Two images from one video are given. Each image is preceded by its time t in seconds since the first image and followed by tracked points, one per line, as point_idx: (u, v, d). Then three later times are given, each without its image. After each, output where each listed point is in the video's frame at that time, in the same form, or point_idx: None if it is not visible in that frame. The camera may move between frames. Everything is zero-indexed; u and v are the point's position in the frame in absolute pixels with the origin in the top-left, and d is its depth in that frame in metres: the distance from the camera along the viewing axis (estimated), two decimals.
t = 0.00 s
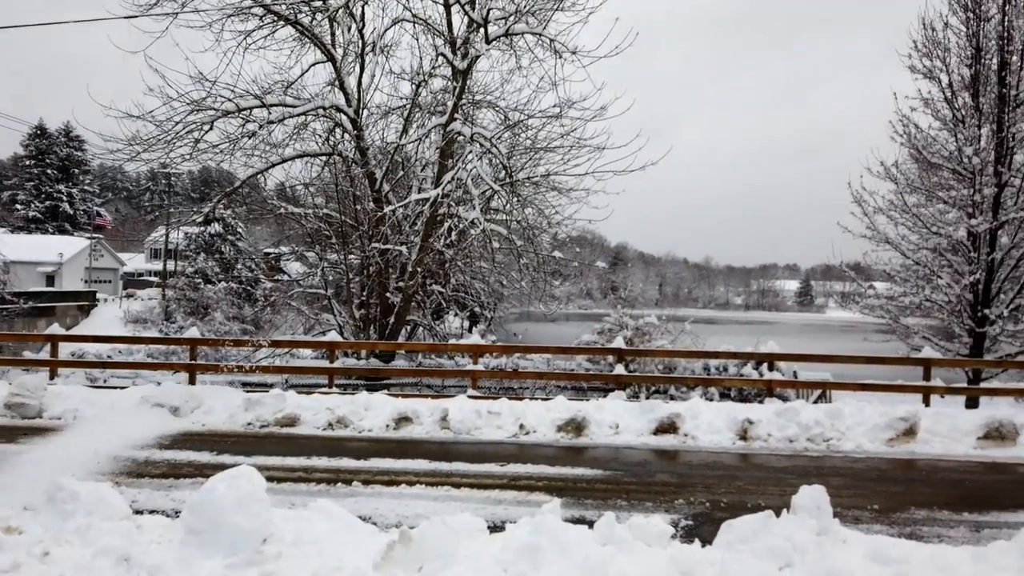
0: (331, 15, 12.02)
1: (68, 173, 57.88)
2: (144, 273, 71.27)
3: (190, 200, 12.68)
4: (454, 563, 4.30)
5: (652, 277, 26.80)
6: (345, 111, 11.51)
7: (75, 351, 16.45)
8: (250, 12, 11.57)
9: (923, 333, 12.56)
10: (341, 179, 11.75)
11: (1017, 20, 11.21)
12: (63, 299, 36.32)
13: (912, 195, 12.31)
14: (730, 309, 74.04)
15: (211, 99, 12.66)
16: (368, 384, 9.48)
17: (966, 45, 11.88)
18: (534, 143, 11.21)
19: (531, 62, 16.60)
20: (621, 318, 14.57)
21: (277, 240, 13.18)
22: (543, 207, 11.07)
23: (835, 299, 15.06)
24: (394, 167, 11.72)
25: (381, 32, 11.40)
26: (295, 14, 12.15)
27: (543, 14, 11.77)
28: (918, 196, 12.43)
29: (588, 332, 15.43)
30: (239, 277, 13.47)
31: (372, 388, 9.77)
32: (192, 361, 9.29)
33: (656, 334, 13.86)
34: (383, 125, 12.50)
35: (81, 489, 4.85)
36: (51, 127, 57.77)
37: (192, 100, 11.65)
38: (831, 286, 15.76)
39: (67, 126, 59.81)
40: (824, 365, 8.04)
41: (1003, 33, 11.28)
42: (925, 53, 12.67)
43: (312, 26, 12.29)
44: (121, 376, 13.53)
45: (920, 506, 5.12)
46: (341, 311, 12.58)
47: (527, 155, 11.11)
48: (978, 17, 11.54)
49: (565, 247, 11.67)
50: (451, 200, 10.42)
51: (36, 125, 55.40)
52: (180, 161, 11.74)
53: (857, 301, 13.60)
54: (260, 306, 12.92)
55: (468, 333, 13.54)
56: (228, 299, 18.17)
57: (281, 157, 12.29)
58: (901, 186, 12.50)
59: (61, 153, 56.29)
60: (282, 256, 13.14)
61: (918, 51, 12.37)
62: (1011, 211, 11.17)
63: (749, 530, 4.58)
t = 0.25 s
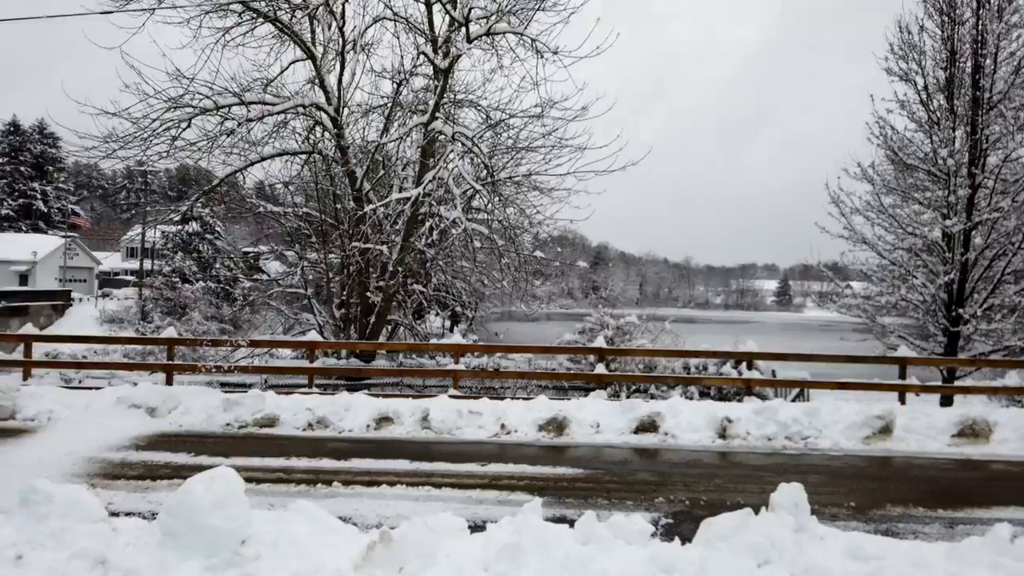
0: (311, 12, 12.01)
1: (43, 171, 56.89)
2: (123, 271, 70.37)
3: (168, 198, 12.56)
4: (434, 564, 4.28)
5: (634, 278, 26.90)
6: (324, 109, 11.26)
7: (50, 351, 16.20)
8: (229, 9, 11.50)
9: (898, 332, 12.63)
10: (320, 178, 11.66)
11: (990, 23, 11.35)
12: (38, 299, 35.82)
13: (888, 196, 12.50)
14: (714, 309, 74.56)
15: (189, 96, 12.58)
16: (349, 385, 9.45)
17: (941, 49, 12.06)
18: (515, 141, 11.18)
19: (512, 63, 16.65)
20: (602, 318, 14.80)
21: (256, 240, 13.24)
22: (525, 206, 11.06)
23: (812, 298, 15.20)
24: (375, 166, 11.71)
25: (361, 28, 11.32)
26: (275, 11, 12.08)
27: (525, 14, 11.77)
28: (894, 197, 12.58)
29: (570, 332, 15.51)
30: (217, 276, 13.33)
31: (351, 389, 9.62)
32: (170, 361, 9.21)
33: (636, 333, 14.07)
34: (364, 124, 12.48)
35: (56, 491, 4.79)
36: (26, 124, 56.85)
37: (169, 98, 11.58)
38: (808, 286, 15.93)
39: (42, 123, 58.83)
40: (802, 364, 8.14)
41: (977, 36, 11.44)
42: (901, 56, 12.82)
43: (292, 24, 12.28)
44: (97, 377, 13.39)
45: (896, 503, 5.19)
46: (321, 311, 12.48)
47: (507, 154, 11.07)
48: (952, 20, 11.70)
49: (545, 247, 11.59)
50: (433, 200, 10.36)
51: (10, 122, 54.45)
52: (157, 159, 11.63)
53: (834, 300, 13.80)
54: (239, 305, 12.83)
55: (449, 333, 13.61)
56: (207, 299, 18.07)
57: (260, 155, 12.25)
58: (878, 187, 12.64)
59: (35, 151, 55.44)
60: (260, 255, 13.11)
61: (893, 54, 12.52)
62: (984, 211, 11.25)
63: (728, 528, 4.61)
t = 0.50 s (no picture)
0: (287, 10, 11.90)
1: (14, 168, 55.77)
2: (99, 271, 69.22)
3: (141, 196, 12.39)
4: (412, 564, 4.27)
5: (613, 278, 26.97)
6: (302, 107, 11.35)
7: (18, 352, 15.87)
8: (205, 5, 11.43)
9: (872, 331, 12.79)
10: (297, 176, 11.64)
11: (960, 27, 11.47)
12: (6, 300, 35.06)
13: (861, 196, 12.57)
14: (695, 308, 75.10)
15: (163, 93, 12.44)
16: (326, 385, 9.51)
17: (913, 52, 12.08)
18: (495, 141, 11.29)
19: (490, 63, 16.69)
20: (580, 317, 14.89)
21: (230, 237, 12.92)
22: (503, 206, 11.09)
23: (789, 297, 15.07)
24: (352, 165, 11.84)
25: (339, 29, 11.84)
26: (251, 8, 12.01)
27: (503, 14, 11.82)
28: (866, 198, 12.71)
29: (548, 331, 15.57)
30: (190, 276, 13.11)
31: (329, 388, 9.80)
32: (144, 361, 9.10)
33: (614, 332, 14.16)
34: (342, 122, 12.42)
35: (25, 495, 4.71)
36: None
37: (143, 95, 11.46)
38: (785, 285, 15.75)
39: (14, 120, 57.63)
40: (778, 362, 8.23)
41: (947, 40, 11.52)
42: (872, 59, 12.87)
43: (268, 21, 12.22)
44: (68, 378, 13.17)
45: (869, 499, 5.27)
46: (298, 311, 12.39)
47: (489, 154, 11.27)
48: (923, 24, 11.75)
49: (524, 246, 11.57)
50: (411, 199, 10.86)
51: None
52: (130, 156, 11.48)
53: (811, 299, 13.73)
54: (214, 305, 12.70)
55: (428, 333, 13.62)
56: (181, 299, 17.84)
57: (236, 153, 12.19)
58: (852, 188, 12.73)
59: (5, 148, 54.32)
60: (235, 254, 12.56)
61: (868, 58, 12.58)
62: (954, 212, 11.35)
63: (705, 525, 4.65)
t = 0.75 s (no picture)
0: (265, 6, 11.81)
1: None
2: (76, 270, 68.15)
3: (116, 194, 12.22)
4: (392, 564, 4.26)
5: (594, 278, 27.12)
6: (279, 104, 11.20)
7: None
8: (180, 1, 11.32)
9: (848, 329, 12.94)
10: (275, 174, 11.57)
11: (933, 30, 11.49)
12: None
13: (838, 197, 12.63)
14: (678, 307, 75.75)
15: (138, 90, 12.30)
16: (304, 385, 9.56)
17: (889, 54, 12.16)
18: (475, 140, 11.37)
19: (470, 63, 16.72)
20: (560, 316, 14.96)
21: (209, 236, 12.90)
22: (484, 205, 11.04)
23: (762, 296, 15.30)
24: (332, 163, 11.68)
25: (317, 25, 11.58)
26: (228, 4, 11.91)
27: (483, 13, 11.84)
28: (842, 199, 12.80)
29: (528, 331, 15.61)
30: (166, 275, 12.95)
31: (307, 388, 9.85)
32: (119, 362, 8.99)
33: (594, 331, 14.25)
34: (320, 120, 12.36)
35: None
36: None
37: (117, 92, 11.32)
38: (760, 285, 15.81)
39: None
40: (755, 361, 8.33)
41: (921, 43, 11.55)
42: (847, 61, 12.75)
43: (246, 17, 12.12)
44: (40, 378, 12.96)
45: (845, 497, 5.33)
46: (276, 311, 12.28)
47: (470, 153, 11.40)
48: (898, 27, 11.74)
49: (505, 246, 11.69)
50: (390, 198, 10.24)
51: None
52: (104, 154, 11.31)
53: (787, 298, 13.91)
54: (191, 304, 12.55)
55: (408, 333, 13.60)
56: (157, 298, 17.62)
57: (212, 151, 12.07)
58: (828, 188, 12.73)
59: None
60: (212, 253, 12.64)
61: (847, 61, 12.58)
62: (929, 213, 11.46)
63: (684, 523, 4.68)
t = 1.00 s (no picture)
0: (244, 4, 11.72)
1: None
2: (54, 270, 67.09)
3: (92, 193, 12.06)
4: (374, 565, 4.25)
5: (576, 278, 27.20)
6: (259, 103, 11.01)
7: None
8: None
9: (825, 328, 13.02)
10: (255, 173, 11.47)
11: (910, 33, 11.65)
12: None
13: (815, 197, 12.77)
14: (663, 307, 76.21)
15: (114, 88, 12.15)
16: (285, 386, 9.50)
17: (865, 57, 12.39)
18: (456, 139, 11.34)
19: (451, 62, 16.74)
20: (541, 316, 15.00)
21: (188, 236, 12.66)
22: (466, 205, 11.00)
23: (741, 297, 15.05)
24: (311, 162, 11.67)
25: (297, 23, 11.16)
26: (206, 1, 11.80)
27: (465, 12, 11.82)
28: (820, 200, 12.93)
29: (509, 330, 15.62)
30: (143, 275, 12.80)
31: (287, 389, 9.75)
32: (95, 363, 8.89)
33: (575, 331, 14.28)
34: (300, 119, 12.28)
35: None
36: None
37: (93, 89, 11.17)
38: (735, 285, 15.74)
39: None
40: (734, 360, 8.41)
41: (897, 45, 11.73)
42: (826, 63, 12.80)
43: (224, 15, 12.01)
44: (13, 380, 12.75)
45: (824, 494, 5.39)
46: (255, 311, 12.20)
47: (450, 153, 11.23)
48: (876, 30, 11.93)
49: (487, 245, 11.55)
50: (371, 197, 10.40)
51: None
52: (79, 152, 11.15)
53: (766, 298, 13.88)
54: (169, 305, 12.40)
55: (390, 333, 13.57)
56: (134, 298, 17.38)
57: (191, 149, 11.96)
58: (806, 189, 12.93)
59: None
60: (192, 253, 12.34)
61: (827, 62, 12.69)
62: (905, 214, 11.63)
63: (665, 522, 4.71)
